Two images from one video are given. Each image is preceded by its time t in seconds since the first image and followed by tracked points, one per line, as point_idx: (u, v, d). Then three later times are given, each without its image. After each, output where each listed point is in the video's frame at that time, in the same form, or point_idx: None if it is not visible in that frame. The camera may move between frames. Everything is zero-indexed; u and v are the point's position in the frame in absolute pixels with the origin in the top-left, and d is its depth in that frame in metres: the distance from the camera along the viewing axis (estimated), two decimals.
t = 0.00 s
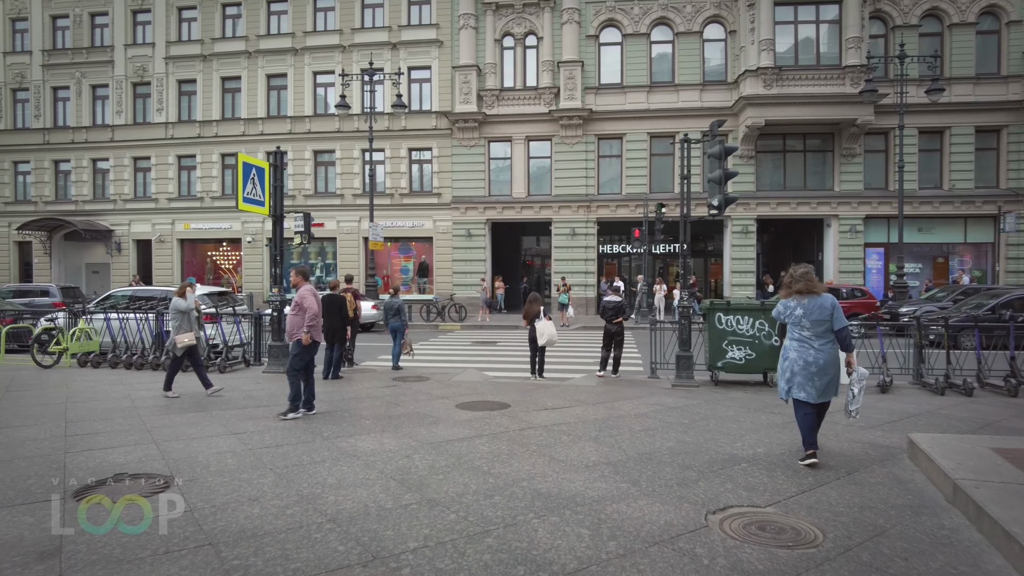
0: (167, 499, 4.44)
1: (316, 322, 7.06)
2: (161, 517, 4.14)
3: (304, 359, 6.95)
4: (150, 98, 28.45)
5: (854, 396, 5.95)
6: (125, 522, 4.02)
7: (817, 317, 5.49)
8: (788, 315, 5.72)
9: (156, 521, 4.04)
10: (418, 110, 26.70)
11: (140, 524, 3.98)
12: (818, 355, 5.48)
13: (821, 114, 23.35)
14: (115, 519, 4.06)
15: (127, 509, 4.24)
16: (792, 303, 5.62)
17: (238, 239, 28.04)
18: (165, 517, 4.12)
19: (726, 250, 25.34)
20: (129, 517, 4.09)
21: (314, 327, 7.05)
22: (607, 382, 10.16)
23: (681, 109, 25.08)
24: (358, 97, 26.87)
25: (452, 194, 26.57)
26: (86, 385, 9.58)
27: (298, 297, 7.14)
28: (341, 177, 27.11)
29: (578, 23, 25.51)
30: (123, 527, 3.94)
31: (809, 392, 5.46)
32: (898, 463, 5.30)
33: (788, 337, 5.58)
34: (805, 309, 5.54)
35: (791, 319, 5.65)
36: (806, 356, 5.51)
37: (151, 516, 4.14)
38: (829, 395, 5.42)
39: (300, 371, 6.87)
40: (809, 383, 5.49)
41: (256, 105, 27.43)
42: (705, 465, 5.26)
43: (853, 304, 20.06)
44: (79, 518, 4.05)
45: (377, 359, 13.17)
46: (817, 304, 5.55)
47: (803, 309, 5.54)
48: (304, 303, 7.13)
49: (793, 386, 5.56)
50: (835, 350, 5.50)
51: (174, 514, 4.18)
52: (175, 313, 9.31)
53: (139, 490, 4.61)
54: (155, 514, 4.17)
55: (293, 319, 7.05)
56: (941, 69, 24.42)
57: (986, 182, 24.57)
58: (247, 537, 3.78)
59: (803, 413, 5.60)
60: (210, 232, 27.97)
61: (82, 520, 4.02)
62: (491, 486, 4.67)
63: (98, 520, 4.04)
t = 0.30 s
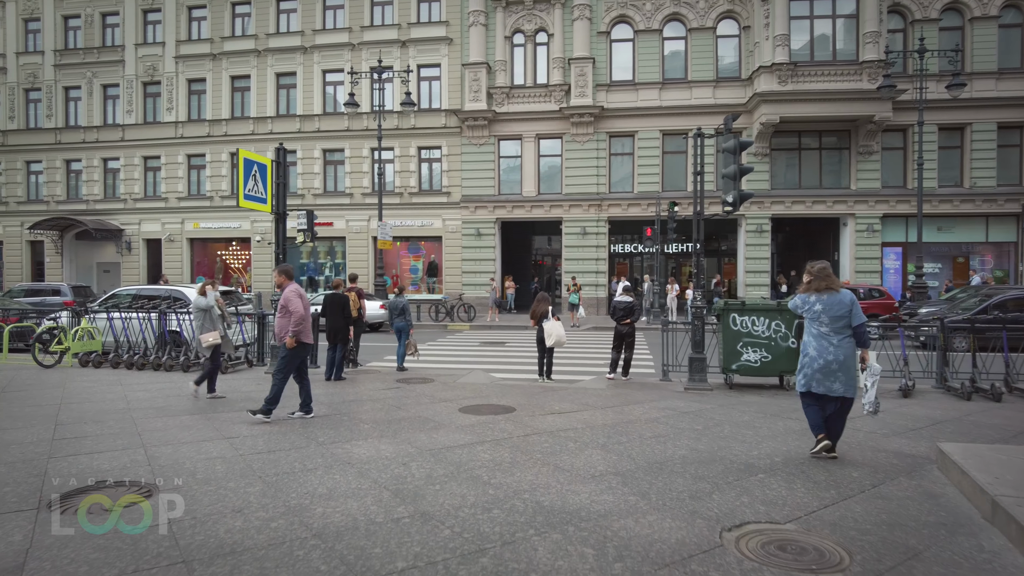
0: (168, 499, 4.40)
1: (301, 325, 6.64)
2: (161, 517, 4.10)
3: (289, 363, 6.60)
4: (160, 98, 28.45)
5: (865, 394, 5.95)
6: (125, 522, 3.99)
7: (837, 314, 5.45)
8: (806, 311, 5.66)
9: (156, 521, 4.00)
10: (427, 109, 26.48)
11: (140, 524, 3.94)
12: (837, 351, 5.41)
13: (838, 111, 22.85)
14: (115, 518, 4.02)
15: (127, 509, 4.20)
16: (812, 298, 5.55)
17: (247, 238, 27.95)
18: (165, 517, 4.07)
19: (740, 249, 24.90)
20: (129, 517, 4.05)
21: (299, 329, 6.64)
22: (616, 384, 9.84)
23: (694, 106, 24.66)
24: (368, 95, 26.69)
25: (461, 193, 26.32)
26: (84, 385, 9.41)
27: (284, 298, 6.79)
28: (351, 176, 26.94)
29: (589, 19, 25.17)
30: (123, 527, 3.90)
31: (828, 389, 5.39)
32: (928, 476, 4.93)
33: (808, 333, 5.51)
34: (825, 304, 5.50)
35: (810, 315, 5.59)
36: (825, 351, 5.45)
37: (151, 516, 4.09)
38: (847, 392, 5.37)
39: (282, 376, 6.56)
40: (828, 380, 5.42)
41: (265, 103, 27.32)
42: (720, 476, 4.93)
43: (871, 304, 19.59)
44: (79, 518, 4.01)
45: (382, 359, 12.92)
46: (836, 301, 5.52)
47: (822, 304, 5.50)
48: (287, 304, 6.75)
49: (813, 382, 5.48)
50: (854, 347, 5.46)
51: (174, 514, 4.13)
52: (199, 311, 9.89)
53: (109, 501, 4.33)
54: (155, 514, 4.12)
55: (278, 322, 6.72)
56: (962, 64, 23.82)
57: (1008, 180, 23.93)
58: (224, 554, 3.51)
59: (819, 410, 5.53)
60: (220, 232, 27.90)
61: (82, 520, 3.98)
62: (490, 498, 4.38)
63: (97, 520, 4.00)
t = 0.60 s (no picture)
0: (168, 499, 4.41)
1: (280, 330, 6.36)
2: (161, 516, 4.11)
3: (272, 369, 6.37)
4: (170, 97, 28.44)
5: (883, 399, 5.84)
6: (125, 522, 4.00)
7: (847, 318, 5.38)
8: (817, 315, 5.61)
9: (155, 521, 4.02)
10: (437, 107, 26.26)
11: (140, 524, 3.96)
12: (847, 355, 5.36)
13: (855, 107, 22.36)
14: (115, 519, 4.03)
15: (127, 509, 4.22)
16: (822, 303, 5.51)
17: (256, 237, 27.88)
18: (165, 517, 4.09)
19: (754, 249, 24.47)
20: (129, 517, 4.07)
21: (280, 335, 6.37)
22: (627, 389, 9.52)
23: (707, 103, 24.25)
24: (377, 93, 26.50)
25: (471, 192, 26.07)
26: (83, 386, 9.27)
27: (261, 302, 6.47)
28: (360, 175, 26.77)
29: (600, 15, 24.83)
30: (123, 527, 3.91)
31: (837, 393, 5.34)
32: (961, 493, 4.57)
33: (817, 337, 5.48)
34: (834, 308, 5.44)
35: (820, 319, 5.55)
36: (835, 356, 5.40)
37: (151, 516, 4.10)
38: (857, 397, 5.30)
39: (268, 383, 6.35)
40: (838, 384, 5.37)
41: (274, 102, 27.21)
42: (734, 491, 4.62)
43: (888, 306, 19.13)
44: (79, 518, 4.03)
45: (388, 361, 12.67)
46: (847, 305, 5.45)
47: (832, 309, 5.44)
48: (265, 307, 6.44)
49: (821, 387, 5.44)
50: (866, 351, 5.38)
51: (174, 514, 4.14)
52: (219, 315, 9.55)
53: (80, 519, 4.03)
54: (155, 514, 4.13)
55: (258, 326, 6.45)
56: (983, 59, 23.22)
57: None
58: None
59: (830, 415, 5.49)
60: (229, 231, 27.84)
61: (83, 520, 4.00)
62: (487, 514, 4.09)
63: (97, 520, 4.03)
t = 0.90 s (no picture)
0: (168, 499, 4.39)
1: (264, 332, 6.12)
2: (161, 516, 4.09)
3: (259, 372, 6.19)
4: (180, 97, 28.46)
5: (889, 398, 5.77)
6: (125, 522, 3.98)
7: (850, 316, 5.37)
8: (821, 314, 5.61)
9: (156, 521, 4.00)
10: (446, 105, 26.05)
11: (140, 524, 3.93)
12: (850, 354, 5.35)
13: (872, 103, 21.86)
14: (115, 519, 4.01)
15: (127, 508, 4.21)
16: (826, 301, 5.50)
17: (266, 237, 27.84)
18: (165, 517, 4.07)
19: (769, 248, 24.03)
20: (129, 517, 4.05)
21: (266, 337, 6.16)
22: (636, 392, 9.22)
23: (720, 100, 23.83)
24: (386, 92, 26.35)
25: (480, 191, 25.83)
26: (82, 387, 9.11)
27: (245, 302, 6.24)
28: (369, 175, 26.62)
29: (611, 12, 24.50)
30: (123, 527, 3.89)
31: (840, 392, 5.34)
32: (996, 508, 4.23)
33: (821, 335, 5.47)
34: (838, 307, 5.42)
35: (824, 318, 5.54)
36: (838, 354, 5.39)
37: (151, 516, 4.08)
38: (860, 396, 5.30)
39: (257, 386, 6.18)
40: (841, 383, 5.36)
41: (284, 101, 27.14)
42: (748, 503, 4.32)
43: (908, 307, 18.61)
44: (78, 518, 4.01)
45: (393, 362, 12.43)
46: (851, 303, 5.43)
47: (836, 307, 5.43)
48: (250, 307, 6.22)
49: (824, 385, 5.44)
50: (870, 350, 5.36)
51: (174, 514, 4.12)
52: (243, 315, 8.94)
53: (68, 524, 3.92)
54: (155, 514, 4.11)
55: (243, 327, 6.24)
56: (1005, 53, 22.63)
57: None
58: None
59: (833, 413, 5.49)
60: (239, 231, 27.82)
61: (83, 519, 3.99)
62: (482, 529, 3.81)
63: (97, 519, 4.01)
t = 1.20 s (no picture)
0: (168, 499, 4.42)
1: (258, 338, 5.94)
2: (161, 517, 4.12)
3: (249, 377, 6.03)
4: (192, 98, 28.53)
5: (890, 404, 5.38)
6: (125, 522, 4.03)
7: (864, 319, 5.10)
8: (829, 317, 5.30)
9: (156, 521, 4.04)
10: (457, 105, 25.84)
11: (139, 524, 3.97)
12: (864, 359, 5.09)
13: (891, 100, 21.38)
14: (115, 519, 4.06)
15: (126, 508, 4.24)
16: (838, 304, 5.20)
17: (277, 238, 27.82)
18: (164, 517, 4.10)
19: (784, 248, 23.59)
20: (129, 517, 4.09)
21: (259, 342, 5.98)
22: (648, 397, 8.92)
23: (734, 97, 23.42)
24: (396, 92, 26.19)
25: (491, 192, 25.60)
26: (83, 390, 9.01)
27: (239, 305, 6.03)
28: (379, 175, 26.48)
29: (623, 9, 24.19)
30: (123, 527, 3.93)
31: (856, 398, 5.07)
32: None
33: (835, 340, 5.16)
34: (851, 310, 5.14)
35: (835, 321, 5.24)
36: (852, 360, 5.11)
37: (151, 516, 4.12)
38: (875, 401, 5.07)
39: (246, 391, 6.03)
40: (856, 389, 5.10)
41: (294, 102, 27.09)
42: (763, 519, 4.05)
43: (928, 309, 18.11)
44: (79, 519, 4.05)
45: (399, 365, 12.21)
46: (862, 306, 5.17)
47: (848, 310, 5.14)
48: (243, 309, 6.02)
49: (837, 392, 5.13)
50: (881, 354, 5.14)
51: (174, 514, 4.15)
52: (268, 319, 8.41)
53: (69, 524, 3.96)
54: (155, 514, 4.15)
55: (233, 330, 6.02)
56: None
57: None
58: None
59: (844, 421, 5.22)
60: (250, 232, 27.80)
61: (83, 520, 4.03)
62: (477, 550, 3.56)
63: (98, 520, 4.05)
